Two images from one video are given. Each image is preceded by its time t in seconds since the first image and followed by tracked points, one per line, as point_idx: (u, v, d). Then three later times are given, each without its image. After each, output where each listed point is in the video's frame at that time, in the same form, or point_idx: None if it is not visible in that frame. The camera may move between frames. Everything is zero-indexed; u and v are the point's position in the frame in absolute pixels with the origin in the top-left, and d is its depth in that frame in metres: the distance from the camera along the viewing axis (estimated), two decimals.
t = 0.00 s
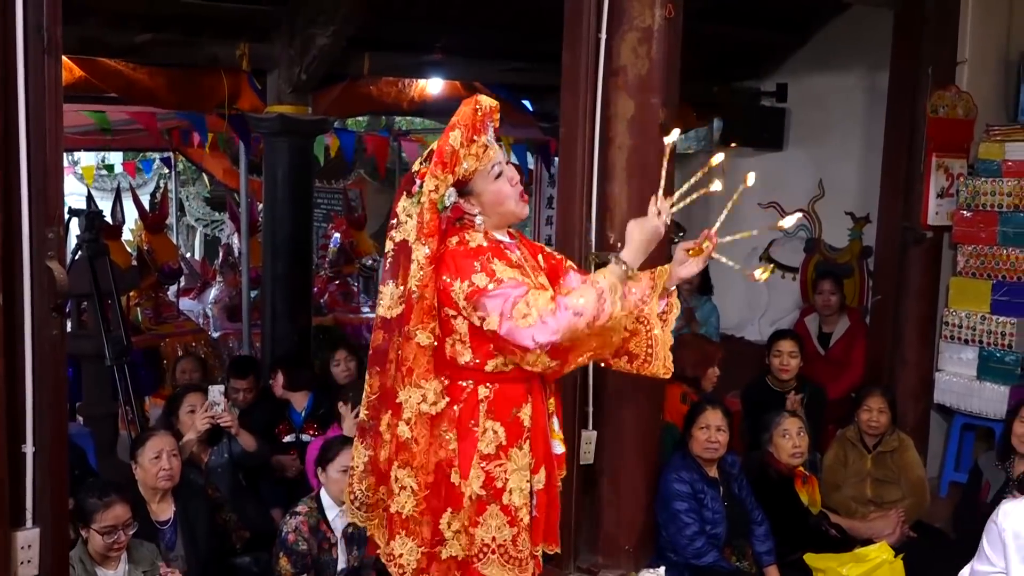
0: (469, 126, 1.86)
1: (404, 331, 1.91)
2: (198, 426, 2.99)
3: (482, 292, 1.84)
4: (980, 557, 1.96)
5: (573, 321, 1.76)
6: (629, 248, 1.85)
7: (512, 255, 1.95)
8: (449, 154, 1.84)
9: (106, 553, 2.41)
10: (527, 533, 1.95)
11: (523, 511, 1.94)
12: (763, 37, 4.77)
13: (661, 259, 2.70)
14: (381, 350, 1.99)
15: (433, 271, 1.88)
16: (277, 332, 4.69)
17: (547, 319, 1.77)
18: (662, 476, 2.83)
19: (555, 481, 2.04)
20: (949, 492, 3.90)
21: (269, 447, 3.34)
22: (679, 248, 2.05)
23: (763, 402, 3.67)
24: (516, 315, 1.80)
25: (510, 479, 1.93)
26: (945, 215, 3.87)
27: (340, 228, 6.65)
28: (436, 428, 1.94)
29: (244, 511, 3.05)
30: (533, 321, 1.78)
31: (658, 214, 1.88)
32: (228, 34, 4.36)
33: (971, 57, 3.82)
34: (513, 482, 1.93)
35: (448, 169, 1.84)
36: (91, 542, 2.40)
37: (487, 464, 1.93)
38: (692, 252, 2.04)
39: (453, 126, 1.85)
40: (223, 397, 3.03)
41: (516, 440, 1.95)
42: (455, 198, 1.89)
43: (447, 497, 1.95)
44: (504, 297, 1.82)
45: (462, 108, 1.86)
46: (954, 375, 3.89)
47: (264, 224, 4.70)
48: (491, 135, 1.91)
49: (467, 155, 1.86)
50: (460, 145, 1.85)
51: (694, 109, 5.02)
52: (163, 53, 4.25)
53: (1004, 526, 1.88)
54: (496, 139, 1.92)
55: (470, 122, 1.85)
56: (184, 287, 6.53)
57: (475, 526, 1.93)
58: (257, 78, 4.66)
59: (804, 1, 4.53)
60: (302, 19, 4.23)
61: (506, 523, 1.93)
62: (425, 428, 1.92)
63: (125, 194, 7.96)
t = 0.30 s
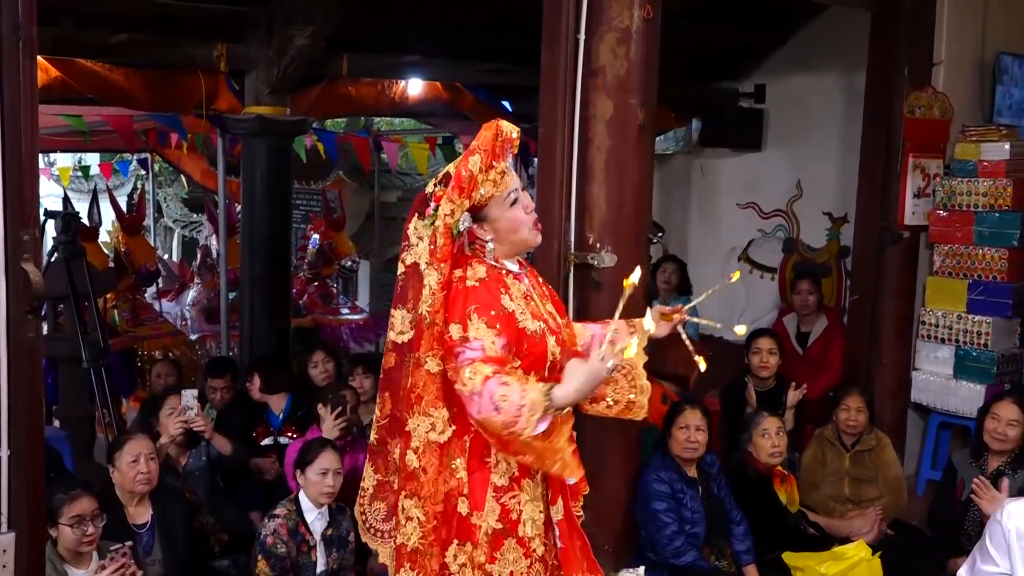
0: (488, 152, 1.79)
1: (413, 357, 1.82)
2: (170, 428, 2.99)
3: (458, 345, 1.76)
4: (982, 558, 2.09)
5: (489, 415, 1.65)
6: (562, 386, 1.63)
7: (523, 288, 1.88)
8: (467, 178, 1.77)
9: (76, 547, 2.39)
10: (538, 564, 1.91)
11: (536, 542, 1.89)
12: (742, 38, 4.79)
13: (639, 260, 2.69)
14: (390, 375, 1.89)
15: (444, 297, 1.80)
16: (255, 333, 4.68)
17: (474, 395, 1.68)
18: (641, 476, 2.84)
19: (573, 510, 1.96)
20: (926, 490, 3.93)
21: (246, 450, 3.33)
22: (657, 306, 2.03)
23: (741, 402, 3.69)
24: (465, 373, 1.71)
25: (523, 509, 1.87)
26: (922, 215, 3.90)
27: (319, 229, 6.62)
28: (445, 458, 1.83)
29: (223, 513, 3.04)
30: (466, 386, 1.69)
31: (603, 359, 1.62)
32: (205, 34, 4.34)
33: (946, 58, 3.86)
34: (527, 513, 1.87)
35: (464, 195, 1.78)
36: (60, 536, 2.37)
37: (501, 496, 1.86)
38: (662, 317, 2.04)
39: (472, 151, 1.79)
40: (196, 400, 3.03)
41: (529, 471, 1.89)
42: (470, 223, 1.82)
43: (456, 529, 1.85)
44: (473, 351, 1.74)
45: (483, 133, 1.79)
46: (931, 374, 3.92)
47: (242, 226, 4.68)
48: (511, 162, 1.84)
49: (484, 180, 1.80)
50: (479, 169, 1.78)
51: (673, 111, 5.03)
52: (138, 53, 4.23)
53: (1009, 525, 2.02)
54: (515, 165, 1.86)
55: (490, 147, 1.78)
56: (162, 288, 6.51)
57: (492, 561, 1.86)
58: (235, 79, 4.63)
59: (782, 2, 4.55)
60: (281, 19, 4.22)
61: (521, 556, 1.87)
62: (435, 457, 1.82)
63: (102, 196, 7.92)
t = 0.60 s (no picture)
0: (485, 132, 1.75)
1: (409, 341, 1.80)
2: (132, 433, 2.96)
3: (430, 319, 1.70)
4: (955, 554, 2.04)
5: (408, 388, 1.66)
6: (444, 376, 1.52)
7: (524, 264, 1.83)
8: (464, 162, 1.74)
9: (26, 547, 2.34)
10: (539, 544, 1.89)
11: (537, 522, 1.87)
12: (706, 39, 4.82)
13: (603, 260, 2.70)
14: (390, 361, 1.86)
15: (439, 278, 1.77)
16: (219, 335, 4.65)
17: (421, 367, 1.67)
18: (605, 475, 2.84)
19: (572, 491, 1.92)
20: (887, 486, 3.98)
21: (209, 454, 3.30)
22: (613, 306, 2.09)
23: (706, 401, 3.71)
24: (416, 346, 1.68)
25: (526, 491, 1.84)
26: (883, 214, 3.94)
27: (282, 231, 6.54)
28: (441, 441, 1.79)
29: (185, 518, 3.02)
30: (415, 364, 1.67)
31: (484, 399, 1.50)
32: (167, 34, 4.30)
33: (906, 59, 3.91)
34: (530, 494, 1.84)
35: (461, 179, 1.74)
36: (8, 536, 2.32)
37: (503, 478, 1.82)
38: (614, 317, 2.11)
39: (469, 132, 1.75)
40: (158, 405, 3.01)
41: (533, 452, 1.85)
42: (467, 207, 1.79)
43: (451, 512, 1.84)
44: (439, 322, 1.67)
45: (479, 113, 1.75)
46: (892, 372, 3.96)
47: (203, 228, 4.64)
48: (508, 140, 1.80)
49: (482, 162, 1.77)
50: (475, 152, 1.75)
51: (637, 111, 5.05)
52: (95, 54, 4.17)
53: (987, 522, 1.97)
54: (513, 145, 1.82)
55: (486, 128, 1.75)
56: (123, 291, 6.45)
57: (492, 542, 1.84)
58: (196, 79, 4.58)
59: (744, 3, 4.58)
60: (243, 19, 4.19)
61: (523, 536, 1.85)
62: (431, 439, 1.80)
63: (61, 198, 7.84)
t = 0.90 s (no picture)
0: (479, 148, 1.83)
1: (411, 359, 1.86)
2: (103, 439, 2.93)
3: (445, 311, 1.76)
4: (920, 547, 1.92)
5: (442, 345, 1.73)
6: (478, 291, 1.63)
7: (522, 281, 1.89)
8: (460, 178, 1.81)
9: None
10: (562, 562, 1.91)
11: (554, 539, 1.89)
12: (675, 40, 4.84)
13: (574, 260, 2.70)
14: (388, 381, 1.92)
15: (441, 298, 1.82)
16: (188, 338, 4.61)
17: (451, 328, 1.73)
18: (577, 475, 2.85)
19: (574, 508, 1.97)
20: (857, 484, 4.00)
21: (178, 456, 3.27)
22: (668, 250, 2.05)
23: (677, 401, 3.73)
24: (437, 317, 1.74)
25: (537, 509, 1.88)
26: (850, 214, 3.98)
27: (253, 232, 6.50)
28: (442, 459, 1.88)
29: (154, 521, 3.00)
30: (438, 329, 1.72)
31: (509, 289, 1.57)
32: (134, 35, 4.27)
33: (873, 60, 3.95)
34: (540, 511, 1.88)
35: (458, 193, 1.81)
36: None
37: (514, 498, 1.88)
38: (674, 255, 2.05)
39: (463, 150, 1.82)
40: (127, 410, 2.94)
41: (536, 469, 1.90)
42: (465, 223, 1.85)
43: (455, 531, 1.89)
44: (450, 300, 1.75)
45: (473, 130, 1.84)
46: (861, 370, 3.99)
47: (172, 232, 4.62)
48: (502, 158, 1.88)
49: (478, 177, 1.84)
50: (470, 168, 1.82)
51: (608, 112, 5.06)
52: (60, 53, 4.25)
53: (952, 515, 1.87)
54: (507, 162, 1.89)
55: (480, 144, 1.82)
56: (91, 293, 6.40)
57: (512, 562, 1.86)
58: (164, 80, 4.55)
59: (713, 4, 4.60)
60: (211, 20, 4.16)
61: (543, 554, 1.87)
62: (432, 458, 1.89)
63: (26, 198, 7.76)
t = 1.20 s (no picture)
0: (488, 141, 1.73)
1: (417, 354, 1.79)
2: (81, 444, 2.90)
3: (493, 295, 1.67)
4: (885, 549, 2.03)
5: (570, 297, 1.56)
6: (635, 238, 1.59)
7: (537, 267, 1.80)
8: (468, 171, 1.70)
9: None
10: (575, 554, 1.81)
11: (571, 530, 1.79)
12: (655, 42, 4.85)
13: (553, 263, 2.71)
14: (395, 374, 1.89)
15: (444, 290, 1.76)
16: (167, 340, 4.59)
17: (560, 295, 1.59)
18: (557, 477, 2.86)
19: (599, 495, 1.89)
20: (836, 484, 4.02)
21: (157, 461, 3.25)
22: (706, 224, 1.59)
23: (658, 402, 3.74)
24: (526, 297, 1.62)
25: (556, 500, 1.78)
26: (829, 216, 4.00)
27: (231, 234, 6.47)
28: (455, 452, 1.81)
29: (133, 526, 2.99)
30: (544, 299, 1.59)
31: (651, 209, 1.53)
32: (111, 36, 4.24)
33: (850, 63, 3.98)
34: (560, 502, 1.78)
35: (464, 187, 1.71)
36: None
37: (535, 487, 1.77)
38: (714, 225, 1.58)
39: (471, 142, 1.72)
40: (106, 416, 2.93)
41: (557, 458, 1.81)
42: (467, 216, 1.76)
43: (471, 528, 1.82)
44: (508, 294, 1.65)
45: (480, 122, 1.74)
46: (840, 371, 4.00)
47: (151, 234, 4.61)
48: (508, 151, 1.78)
49: (484, 172, 1.73)
50: (479, 161, 1.71)
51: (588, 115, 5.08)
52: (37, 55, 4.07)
53: (912, 516, 1.99)
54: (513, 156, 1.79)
55: (489, 137, 1.72)
56: (69, 296, 6.37)
57: (529, 554, 1.77)
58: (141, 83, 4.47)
59: (692, 6, 4.62)
60: (190, 20, 4.15)
61: (558, 546, 1.77)
62: (442, 454, 1.81)
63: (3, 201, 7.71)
